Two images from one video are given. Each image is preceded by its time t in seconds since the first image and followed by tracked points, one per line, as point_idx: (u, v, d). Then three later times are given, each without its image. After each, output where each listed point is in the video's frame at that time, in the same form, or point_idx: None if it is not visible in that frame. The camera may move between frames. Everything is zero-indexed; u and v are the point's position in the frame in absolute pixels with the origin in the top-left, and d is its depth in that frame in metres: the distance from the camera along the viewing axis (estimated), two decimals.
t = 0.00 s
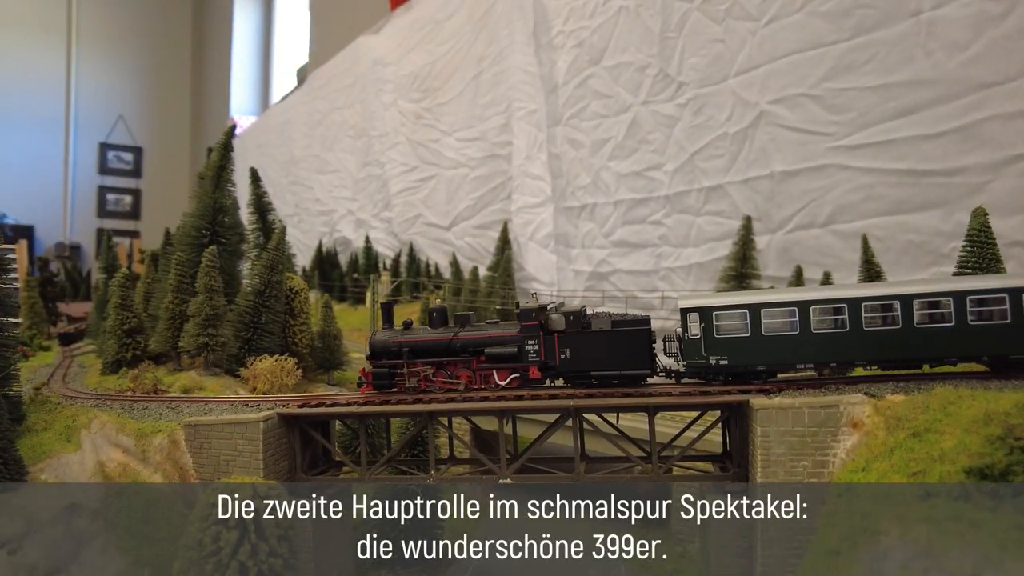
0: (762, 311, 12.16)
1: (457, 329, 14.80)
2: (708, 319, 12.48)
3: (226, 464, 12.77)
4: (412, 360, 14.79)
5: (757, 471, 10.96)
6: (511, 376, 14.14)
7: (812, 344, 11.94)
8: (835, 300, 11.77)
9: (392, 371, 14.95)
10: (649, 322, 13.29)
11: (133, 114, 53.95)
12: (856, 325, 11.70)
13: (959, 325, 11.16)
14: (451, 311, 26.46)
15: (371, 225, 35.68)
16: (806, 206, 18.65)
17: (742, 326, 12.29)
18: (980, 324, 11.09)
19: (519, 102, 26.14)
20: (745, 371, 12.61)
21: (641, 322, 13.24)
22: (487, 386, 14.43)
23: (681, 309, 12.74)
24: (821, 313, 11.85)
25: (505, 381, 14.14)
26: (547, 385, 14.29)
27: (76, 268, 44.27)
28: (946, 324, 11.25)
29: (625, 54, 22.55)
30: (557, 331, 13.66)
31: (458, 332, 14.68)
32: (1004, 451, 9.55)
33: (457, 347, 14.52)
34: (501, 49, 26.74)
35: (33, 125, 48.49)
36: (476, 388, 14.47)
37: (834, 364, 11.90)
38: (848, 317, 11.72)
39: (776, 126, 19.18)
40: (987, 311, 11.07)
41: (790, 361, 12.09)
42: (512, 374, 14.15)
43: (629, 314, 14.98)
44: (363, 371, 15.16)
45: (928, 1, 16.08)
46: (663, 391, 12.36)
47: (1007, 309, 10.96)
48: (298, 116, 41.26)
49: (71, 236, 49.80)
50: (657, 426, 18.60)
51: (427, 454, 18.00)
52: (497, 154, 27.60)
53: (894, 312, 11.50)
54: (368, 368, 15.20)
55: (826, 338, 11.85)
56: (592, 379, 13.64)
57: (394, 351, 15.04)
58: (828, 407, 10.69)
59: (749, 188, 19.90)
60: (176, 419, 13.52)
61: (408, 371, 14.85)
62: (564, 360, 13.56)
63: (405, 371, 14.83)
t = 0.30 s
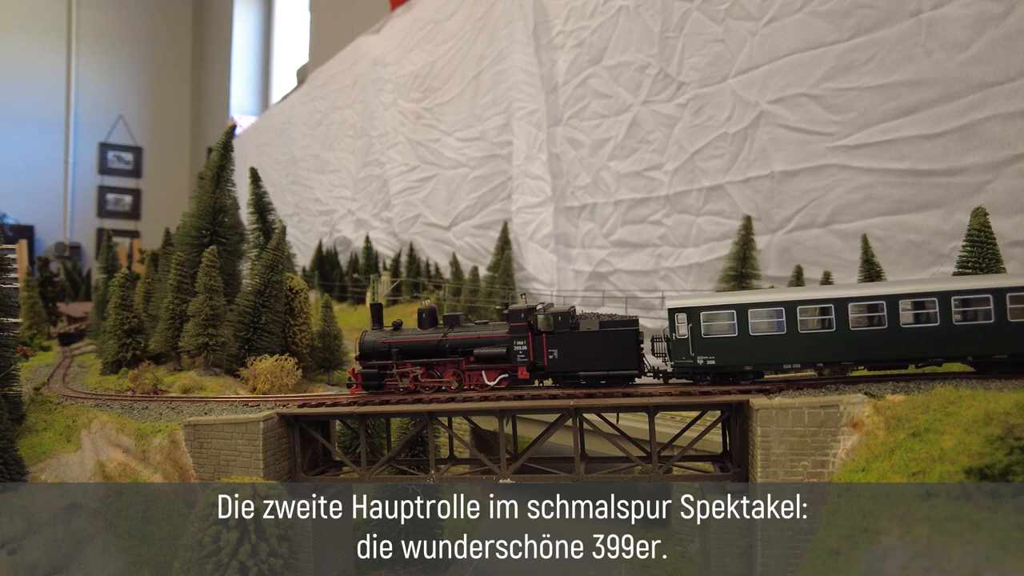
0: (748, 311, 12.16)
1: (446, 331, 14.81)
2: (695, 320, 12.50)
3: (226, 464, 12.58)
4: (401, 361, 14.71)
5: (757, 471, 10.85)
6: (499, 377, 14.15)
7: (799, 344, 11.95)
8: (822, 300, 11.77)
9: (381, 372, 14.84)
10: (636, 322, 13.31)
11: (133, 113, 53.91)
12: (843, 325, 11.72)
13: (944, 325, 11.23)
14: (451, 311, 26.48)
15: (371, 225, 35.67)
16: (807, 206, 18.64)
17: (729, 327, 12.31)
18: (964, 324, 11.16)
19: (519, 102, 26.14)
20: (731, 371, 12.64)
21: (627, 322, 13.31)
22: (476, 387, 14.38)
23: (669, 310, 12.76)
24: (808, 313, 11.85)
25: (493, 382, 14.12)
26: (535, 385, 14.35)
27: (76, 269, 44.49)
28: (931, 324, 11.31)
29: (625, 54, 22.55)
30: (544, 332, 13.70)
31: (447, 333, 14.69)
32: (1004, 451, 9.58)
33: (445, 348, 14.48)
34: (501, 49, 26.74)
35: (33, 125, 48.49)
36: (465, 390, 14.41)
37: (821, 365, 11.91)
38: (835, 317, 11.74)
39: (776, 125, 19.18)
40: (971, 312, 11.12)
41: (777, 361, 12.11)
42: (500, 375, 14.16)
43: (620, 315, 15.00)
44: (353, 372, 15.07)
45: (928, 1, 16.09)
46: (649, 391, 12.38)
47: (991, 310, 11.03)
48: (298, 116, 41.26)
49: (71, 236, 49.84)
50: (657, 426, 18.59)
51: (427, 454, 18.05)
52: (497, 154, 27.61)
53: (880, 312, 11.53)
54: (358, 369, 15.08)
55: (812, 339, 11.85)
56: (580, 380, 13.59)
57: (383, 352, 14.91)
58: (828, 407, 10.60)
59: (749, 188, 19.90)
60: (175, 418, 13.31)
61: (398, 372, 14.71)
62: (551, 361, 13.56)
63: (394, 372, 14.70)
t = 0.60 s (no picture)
0: (736, 312, 12.21)
1: (436, 332, 14.86)
2: (683, 321, 12.53)
3: (226, 464, 12.58)
4: (391, 361, 14.73)
5: (757, 471, 10.86)
6: (489, 377, 14.14)
7: (787, 344, 11.98)
8: (809, 301, 11.82)
9: (371, 373, 14.77)
10: (625, 322, 13.27)
11: (133, 113, 53.88)
12: (830, 326, 11.78)
13: (930, 326, 11.30)
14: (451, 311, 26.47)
15: (371, 225, 35.66)
16: (807, 206, 18.64)
17: (717, 327, 12.35)
18: (949, 325, 11.23)
19: (519, 102, 26.13)
20: (719, 372, 12.67)
21: (616, 323, 13.25)
22: (466, 388, 14.37)
23: (658, 310, 12.80)
24: (796, 314, 11.90)
25: (483, 382, 14.14)
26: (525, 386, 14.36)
27: (75, 268, 44.55)
28: (917, 325, 11.37)
29: (625, 54, 22.55)
30: (534, 332, 13.63)
31: (437, 333, 14.77)
32: (1004, 451, 9.58)
33: (436, 348, 14.57)
34: (501, 49, 26.73)
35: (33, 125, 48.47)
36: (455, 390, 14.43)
37: (808, 365, 11.96)
38: (823, 318, 11.78)
39: (776, 126, 19.18)
40: (957, 313, 11.19)
41: (765, 361, 12.14)
42: (489, 376, 14.16)
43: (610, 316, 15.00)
44: (342, 373, 14.97)
45: (928, 1, 16.09)
46: (639, 392, 12.41)
47: (977, 311, 11.07)
48: (298, 116, 41.25)
49: (71, 236, 49.89)
50: (657, 426, 18.60)
51: (427, 454, 18.04)
52: (497, 154, 27.60)
53: (867, 313, 11.58)
54: (347, 369, 14.98)
55: (799, 339, 11.92)
56: (569, 380, 13.59)
57: (374, 353, 14.97)
58: (828, 407, 10.60)
59: (749, 188, 19.90)
60: (175, 418, 13.30)
61: (388, 372, 14.70)
62: (541, 361, 13.52)
63: (384, 373, 14.67)
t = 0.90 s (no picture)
0: (724, 313, 12.27)
1: (425, 332, 14.73)
2: (671, 322, 12.56)
3: (226, 464, 12.57)
4: (381, 362, 14.59)
5: (757, 471, 10.86)
6: (477, 377, 14.12)
7: (775, 345, 12.03)
8: (797, 302, 11.85)
9: (361, 373, 14.70)
10: (614, 323, 13.24)
11: (133, 113, 53.86)
12: (817, 327, 11.83)
13: (916, 327, 11.36)
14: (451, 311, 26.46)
15: (371, 225, 35.66)
16: (807, 206, 18.64)
17: (705, 327, 12.39)
18: (936, 326, 11.29)
19: (519, 102, 26.11)
20: (707, 372, 12.70)
21: (605, 323, 13.28)
22: (455, 389, 14.35)
23: (646, 311, 12.83)
24: (783, 314, 11.94)
25: (472, 383, 14.11)
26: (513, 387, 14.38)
27: (75, 268, 44.56)
28: (903, 326, 11.45)
29: (625, 54, 22.55)
30: (523, 333, 13.68)
31: (427, 334, 14.66)
32: (1004, 451, 9.58)
33: (425, 349, 14.44)
34: (501, 49, 26.74)
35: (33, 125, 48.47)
36: (444, 391, 14.47)
37: (796, 366, 12.02)
38: (810, 319, 11.84)
39: (776, 126, 19.18)
40: (944, 313, 11.25)
41: (752, 362, 12.21)
42: (478, 376, 14.14)
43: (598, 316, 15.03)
44: (332, 373, 14.96)
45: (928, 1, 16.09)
46: (626, 391, 12.53)
47: (962, 311, 11.15)
48: (298, 116, 41.25)
49: (71, 236, 49.90)
50: (657, 426, 18.60)
51: (427, 454, 18.05)
52: (497, 154, 27.61)
53: (854, 314, 11.64)
54: (337, 370, 14.95)
55: (786, 339, 11.96)
56: (557, 380, 13.60)
57: (363, 353, 14.81)
58: (828, 407, 10.61)
59: (749, 188, 19.90)
60: (175, 418, 13.30)
61: (376, 373, 14.62)
62: (529, 362, 13.53)
63: (373, 373, 14.59)
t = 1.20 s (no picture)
0: (712, 313, 12.33)
1: (415, 333, 14.76)
2: (659, 322, 12.61)
3: (226, 464, 12.58)
4: (370, 363, 14.67)
5: (757, 471, 10.86)
6: (467, 378, 14.13)
7: (762, 345, 12.09)
8: (784, 303, 11.90)
9: (351, 373, 14.81)
10: (603, 325, 13.17)
11: (132, 113, 53.85)
12: (804, 327, 11.89)
13: (902, 327, 11.41)
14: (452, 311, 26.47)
15: (371, 225, 35.65)
16: (807, 206, 18.64)
17: (693, 328, 12.44)
18: (922, 326, 11.34)
19: (519, 102, 26.09)
20: (694, 372, 12.76)
21: (593, 324, 13.25)
22: (446, 390, 14.35)
23: (634, 311, 12.88)
24: (771, 315, 12.01)
25: (462, 383, 14.12)
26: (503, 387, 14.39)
27: (75, 268, 44.59)
28: (890, 326, 11.49)
29: (626, 54, 22.54)
30: (511, 333, 13.68)
31: (417, 334, 14.69)
32: (1004, 451, 9.57)
33: (415, 349, 14.50)
34: (501, 48, 26.72)
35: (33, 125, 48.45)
36: (435, 391, 14.45)
37: (783, 366, 12.07)
38: (797, 320, 11.89)
39: (776, 126, 19.18)
40: (930, 314, 11.30)
41: (739, 362, 12.26)
42: (468, 376, 14.14)
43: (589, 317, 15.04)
44: (323, 373, 15.06)
45: (928, 1, 16.09)
46: (615, 391, 12.60)
47: (947, 312, 11.21)
48: (298, 116, 41.25)
49: (71, 236, 49.90)
50: (657, 426, 18.62)
51: (427, 454, 18.06)
52: (497, 154, 27.61)
53: (841, 315, 11.70)
54: (328, 370, 15.05)
55: (773, 339, 12.03)
56: (547, 380, 13.63)
57: (354, 353, 14.89)
58: (828, 407, 10.60)
59: (749, 188, 19.90)
60: (175, 418, 13.31)
61: (366, 373, 14.68)
62: (518, 362, 13.55)
63: (363, 373, 14.68)
